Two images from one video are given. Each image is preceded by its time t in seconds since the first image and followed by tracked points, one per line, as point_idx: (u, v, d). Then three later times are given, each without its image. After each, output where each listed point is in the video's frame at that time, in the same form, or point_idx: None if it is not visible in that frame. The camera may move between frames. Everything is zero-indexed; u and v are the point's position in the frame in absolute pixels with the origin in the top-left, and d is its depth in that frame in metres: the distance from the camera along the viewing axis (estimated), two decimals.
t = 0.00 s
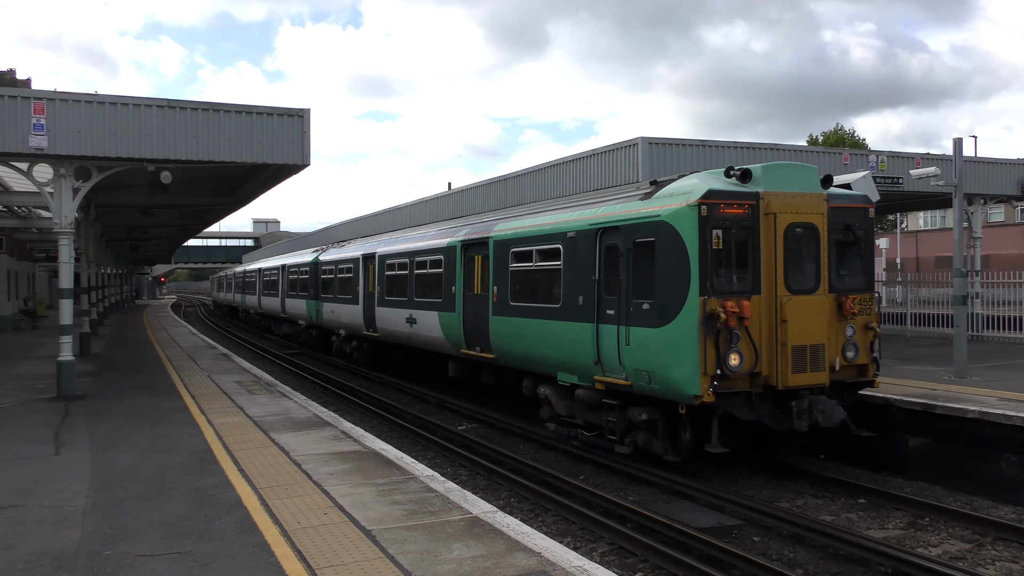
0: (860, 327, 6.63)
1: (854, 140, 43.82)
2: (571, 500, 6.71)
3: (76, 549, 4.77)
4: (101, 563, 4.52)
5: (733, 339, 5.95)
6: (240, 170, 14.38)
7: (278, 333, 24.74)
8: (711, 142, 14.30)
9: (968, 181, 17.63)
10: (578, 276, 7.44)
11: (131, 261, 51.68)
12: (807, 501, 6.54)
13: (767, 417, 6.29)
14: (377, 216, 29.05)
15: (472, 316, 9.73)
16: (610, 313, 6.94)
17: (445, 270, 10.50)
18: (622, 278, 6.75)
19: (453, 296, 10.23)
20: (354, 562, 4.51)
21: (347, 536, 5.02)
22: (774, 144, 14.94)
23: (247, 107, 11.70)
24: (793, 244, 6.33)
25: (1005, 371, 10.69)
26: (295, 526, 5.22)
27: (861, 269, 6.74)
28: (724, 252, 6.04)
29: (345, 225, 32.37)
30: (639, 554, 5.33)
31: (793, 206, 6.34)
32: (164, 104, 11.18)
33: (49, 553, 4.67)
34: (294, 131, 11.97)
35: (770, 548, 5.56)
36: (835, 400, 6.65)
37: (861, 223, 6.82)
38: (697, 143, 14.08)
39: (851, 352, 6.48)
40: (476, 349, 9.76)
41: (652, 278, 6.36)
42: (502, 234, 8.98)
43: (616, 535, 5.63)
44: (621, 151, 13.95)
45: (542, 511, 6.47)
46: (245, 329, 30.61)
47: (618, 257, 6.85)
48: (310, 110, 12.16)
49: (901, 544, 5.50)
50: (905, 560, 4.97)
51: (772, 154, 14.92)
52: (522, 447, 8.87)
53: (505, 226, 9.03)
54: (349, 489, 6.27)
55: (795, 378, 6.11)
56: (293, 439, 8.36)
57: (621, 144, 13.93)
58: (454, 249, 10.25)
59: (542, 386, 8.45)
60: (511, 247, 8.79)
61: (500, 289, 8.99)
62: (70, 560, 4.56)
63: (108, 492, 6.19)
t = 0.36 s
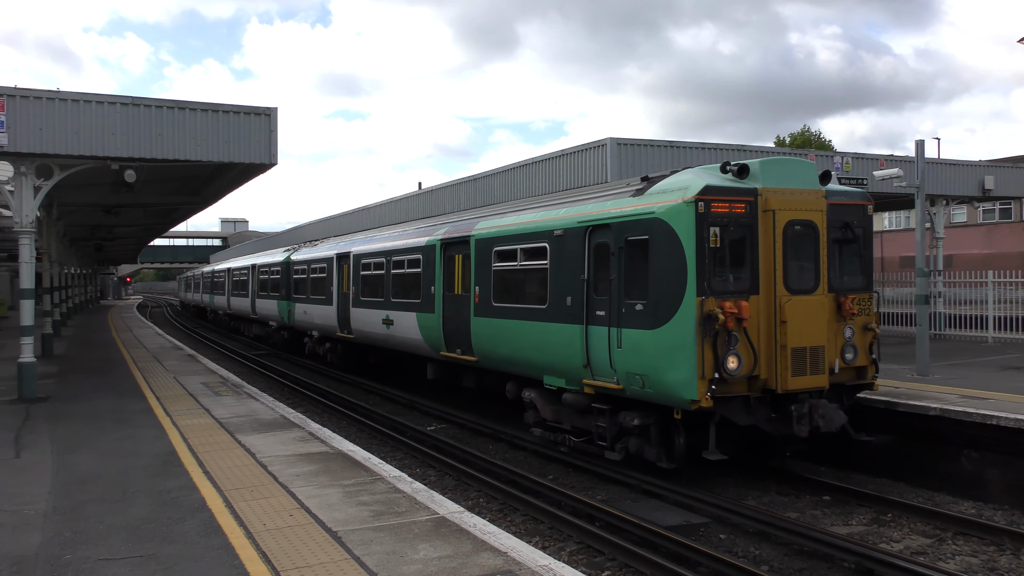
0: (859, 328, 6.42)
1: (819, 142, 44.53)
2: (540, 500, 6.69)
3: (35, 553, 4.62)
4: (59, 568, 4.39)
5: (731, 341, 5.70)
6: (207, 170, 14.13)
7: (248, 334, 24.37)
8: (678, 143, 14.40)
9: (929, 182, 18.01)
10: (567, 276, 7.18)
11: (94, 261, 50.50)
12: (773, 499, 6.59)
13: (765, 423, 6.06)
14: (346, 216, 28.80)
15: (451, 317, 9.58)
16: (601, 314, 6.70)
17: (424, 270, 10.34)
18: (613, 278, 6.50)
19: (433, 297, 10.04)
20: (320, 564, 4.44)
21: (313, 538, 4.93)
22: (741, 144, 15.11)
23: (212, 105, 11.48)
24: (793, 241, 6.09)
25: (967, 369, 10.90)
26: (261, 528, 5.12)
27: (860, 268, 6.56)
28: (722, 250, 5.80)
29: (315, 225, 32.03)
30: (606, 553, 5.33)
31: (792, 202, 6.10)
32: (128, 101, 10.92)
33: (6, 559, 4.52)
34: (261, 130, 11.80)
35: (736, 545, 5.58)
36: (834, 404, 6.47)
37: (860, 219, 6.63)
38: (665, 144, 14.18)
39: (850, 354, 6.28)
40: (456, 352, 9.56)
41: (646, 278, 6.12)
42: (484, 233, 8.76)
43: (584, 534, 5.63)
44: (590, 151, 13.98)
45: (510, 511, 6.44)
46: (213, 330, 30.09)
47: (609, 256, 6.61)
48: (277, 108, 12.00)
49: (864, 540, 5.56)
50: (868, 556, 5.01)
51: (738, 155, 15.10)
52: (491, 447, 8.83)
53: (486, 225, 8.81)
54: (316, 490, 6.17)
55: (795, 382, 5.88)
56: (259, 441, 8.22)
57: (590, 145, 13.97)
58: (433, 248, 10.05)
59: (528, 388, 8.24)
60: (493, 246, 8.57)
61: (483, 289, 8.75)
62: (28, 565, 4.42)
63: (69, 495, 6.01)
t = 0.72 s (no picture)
0: (855, 332, 6.23)
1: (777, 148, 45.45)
2: (501, 504, 6.64)
3: None
4: None
5: (726, 347, 5.47)
6: (163, 173, 13.76)
7: (208, 340, 23.86)
8: (638, 148, 14.53)
9: (882, 187, 18.49)
10: (550, 279, 6.89)
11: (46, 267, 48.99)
12: (732, 500, 6.60)
13: (760, 432, 5.81)
14: (306, 220, 28.44)
15: (425, 321, 9.39)
16: (587, 319, 6.43)
17: (396, 274, 10.17)
18: (600, 281, 6.24)
19: (406, 302, 9.83)
20: (275, 573, 4.33)
21: (268, 546, 4.81)
22: (700, 150, 15.32)
23: (169, 107, 11.17)
24: (789, 242, 5.87)
25: (920, 370, 11.18)
26: (215, 537, 4.97)
27: (856, 271, 6.37)
28: (716, 251, 5.56)
29: (276, 230, 31.57)
30: (566, 556, 5.31)
31: (788, 202, 5.89)
32: (81, 103, 10.58)
33: None
34: (219, 134, 11.53)
35: (695, 546, 5.57)
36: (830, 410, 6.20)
37: (854, 221, 6.46)
38: (624, 149, 14.31)
39: (845, 360, 6.07)
40: (430, 358, 9.33)
41: (636, 281, 5.87)
42: (459, 234, 8.49)
43: (544, 538, 5.60)
44: (551, 156, 14.02)
45: (471, 515, 6.38)
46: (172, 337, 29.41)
47: (595, 258, 6.35)
48: (235, 111, 11.74)
49: (820, 539, 5.58)
50: (823, 555, 5.03)
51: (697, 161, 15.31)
52: (453, 452, 8.76)
53: (463, 227, 8.53)
54: (274, 497, 6.03)
55: (791, 390, 5.67)
56: (217, 448, 8.01)
57: (551, 149, 14.02)
58: (406, 251, 9.88)
59: (506, 397, 7.94)
60: (470, 248, 8.26)
61: (458, 293, 8.44)
62: None
63: (15, 506, 5.78)
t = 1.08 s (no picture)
0: (846, 338, 6.13)
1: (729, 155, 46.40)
2: (454, 509, 6.56)
3: None
4: None
5: (720, 354, 5.29)
6: (110, 176, 13.32)
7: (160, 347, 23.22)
8: (591, 153, 14.62)
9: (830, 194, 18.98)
10: (530, 282, 6.66)
11: None
12: (687, 502, 6.58)
13: (753, 443, 5.66)
14: (259, 224, 27.95)
15: (394, 327, 9.22)
16: (570, 325, 6.20)
17: (363, 278, 10.01)
18: (585, 285, 6.01)
19: (374, 308, 9.68)
20: None
21: (216, 555, 4.66)
22: (653, 155, 15.50)
23: (116, 109, 10.82)
24: (782, 245, 5.76)
25: (868, 372, 11.45)
26: (162, 547, 4.81)
27: (846, 274, 6.30)
28: (708, 254, 5.40)
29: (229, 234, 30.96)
30: (519, 560, 5.26)
31: (782, 202, 5.76)
32: (23, 103, 10.19)
33: None
34: (168, 137, 11.21)
35: (647, 548, 5.55)
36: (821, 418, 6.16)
37: (846, 222, 6.38)
38: (578, 154, 14.38)
39: (837, 366, 5.96)
40: (399, 366, 9.15)
41: (624, 284, 5.64)
42: (431, 237, 8.35)
43: (498, 542, 5.54)
44: (507, 160, 14.01)
45: (424, 521, 6.29)
46: (121, 343, 28.55)
47: (578, 261, 6.12)
48: (185, 114, 11.45)
49: (768, 540, 5.59)
50: (771, 555, 5.05)
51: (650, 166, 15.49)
52: (406, 458, 8.66)
53: (434, 229, 8.39)
54: (222, 506, 5.86)
55: (786, 397, 5.54)
56: (164, 457, 7.75)
57: (505, 154, 14.03)
58: (374, 253, 9.72)
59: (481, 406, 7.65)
60: (443, 251, 8.09)
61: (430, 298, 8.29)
62: None
63: None
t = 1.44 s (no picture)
0: (836, 332, 6.15)
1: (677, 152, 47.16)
2: (400, 503, 6.49)
3: None
4: None
5: (713, 349, 5.23)
6: (42, 167, 12.74)
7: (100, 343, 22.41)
8: (535, 147, 14.62)
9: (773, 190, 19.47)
10: (509, 273, 6.54)
11: None
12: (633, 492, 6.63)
13: (743, 441, 5.65)
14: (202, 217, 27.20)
15: (357, 322, 9.03)
16: (551, 319, 6.12)
17: (322, 270, 9.81)
18: (567, 277, 5.94)
19: (334, 302, 9.48)
20: None
21: (153, 553, 4.50)
22: (598, 150, 15.61)
23: (48, 96, 10.33)
24: (775, 237, 5.72)
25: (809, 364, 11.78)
26: (96, 545, 4.62)
27: (834, 264, 6.37)
28: (700, 246, 5.34)
29: (171, 226, 30.07)
30: (465, 553, 5.24)
31: (777, 192, 5.73)
32: None
33: None
34: (104, 126, 10.77)
35: (591, 538, 5.58)
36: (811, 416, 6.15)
37: (835, 211, 6.46)
38: (523, 148, 14.35)
39: (827, 361, 5.97)
40: (362, 363, 8.97)
41: (611, 275, 5.58)
42: (396, 228, 8.20)
43: (444, 535, 5.50)
44: (453, 153, 13.90)
45: (370, 515, 6.20)
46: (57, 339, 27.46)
47: (559, 252, 6.04)
48: (122, 103, 11.02)
49: (710, 528, 5.66)
50: (712, 544, 5.11)
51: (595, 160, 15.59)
52: (352, 452, 8.56)
53: (399, 220, 8.24)
54: (160, 502, 5.66)
55: (779, 395, 5.51)
56: (99, 454, 7.46)
57: (451, 147, 13.93)
58: (335, 244, 9.52)
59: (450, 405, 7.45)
60: (410, 243, 7.97)
61: (397, 291, 8.15)
62: None
63: None
